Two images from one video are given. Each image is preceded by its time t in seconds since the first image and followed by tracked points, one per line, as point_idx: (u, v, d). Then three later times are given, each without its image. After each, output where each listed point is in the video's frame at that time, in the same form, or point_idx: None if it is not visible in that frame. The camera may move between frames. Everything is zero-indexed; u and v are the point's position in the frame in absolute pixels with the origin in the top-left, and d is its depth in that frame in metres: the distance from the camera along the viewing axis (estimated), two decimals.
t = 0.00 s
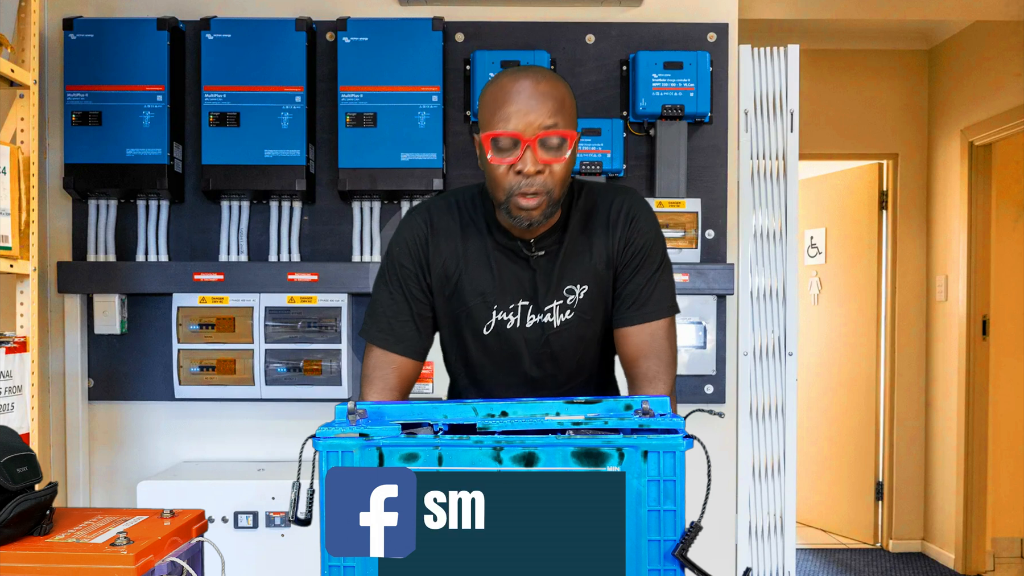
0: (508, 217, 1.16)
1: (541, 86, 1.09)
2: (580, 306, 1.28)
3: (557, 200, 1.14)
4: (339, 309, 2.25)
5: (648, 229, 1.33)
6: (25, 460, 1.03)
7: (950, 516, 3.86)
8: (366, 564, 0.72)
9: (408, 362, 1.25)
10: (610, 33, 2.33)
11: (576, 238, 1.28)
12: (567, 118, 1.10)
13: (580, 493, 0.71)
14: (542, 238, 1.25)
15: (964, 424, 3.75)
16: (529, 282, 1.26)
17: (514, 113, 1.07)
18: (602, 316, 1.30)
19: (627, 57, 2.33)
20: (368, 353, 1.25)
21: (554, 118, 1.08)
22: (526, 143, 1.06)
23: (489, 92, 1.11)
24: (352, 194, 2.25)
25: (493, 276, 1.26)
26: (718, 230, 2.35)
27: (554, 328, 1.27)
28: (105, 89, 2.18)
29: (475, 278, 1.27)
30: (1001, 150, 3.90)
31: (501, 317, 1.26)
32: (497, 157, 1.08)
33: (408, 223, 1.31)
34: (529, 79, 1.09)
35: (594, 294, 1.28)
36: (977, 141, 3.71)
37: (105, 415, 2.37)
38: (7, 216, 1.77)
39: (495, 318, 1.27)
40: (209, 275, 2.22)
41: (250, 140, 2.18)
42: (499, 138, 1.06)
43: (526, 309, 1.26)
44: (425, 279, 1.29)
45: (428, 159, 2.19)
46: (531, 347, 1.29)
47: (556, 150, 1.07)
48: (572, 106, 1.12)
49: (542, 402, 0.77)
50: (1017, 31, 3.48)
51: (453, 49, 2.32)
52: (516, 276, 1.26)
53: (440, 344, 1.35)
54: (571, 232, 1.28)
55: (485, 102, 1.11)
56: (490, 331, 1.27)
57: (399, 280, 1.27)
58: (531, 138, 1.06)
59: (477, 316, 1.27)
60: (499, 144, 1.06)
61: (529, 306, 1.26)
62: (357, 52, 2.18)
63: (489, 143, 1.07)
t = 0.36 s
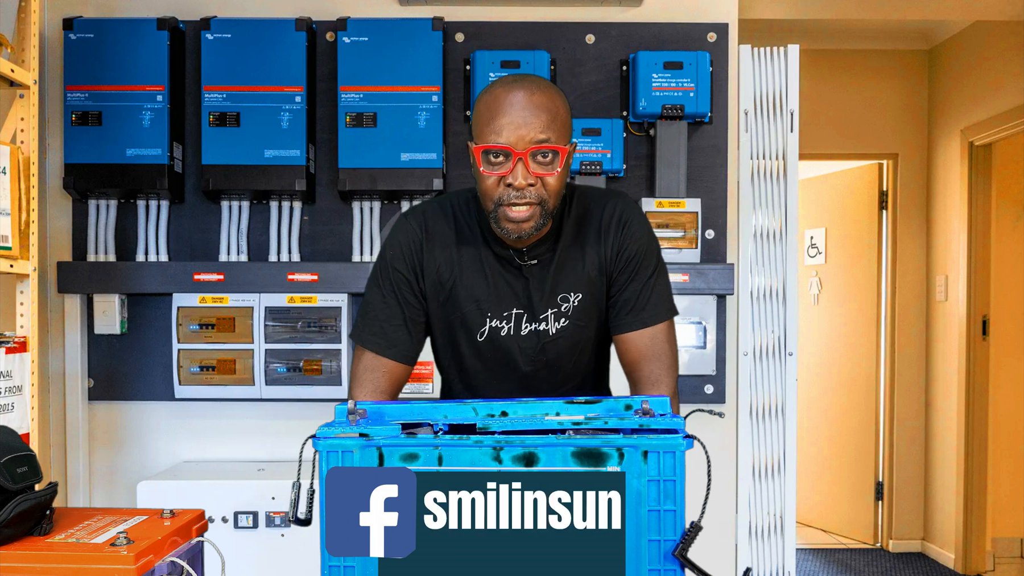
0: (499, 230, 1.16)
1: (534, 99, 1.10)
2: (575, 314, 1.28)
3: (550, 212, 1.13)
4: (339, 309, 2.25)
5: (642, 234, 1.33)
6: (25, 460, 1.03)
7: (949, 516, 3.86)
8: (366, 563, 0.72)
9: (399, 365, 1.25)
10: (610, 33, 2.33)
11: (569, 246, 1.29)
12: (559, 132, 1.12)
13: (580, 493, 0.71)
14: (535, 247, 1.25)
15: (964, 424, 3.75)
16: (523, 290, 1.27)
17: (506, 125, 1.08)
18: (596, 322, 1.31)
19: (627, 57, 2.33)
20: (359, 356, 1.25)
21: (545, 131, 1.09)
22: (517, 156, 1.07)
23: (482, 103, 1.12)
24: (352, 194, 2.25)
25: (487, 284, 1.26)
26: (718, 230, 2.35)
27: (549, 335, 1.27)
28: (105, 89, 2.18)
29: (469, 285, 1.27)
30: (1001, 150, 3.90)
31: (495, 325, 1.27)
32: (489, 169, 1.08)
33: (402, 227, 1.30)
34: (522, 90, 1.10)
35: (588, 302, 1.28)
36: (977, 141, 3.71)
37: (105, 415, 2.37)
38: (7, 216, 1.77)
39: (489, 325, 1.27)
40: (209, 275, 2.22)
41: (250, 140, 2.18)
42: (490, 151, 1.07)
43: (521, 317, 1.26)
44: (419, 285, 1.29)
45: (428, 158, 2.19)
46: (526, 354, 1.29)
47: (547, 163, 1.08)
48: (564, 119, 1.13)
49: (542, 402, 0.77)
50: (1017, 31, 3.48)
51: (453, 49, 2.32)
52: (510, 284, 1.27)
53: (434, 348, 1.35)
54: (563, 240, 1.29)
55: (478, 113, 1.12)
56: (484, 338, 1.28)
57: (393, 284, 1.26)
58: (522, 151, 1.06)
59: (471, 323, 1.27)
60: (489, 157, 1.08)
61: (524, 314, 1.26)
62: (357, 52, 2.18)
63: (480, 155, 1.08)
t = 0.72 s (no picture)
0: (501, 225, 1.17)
1: (537, 94, 1.09)
2: (575, 312, 1.28)
3: (551, 207, 1.14)
4: (339, 309, 2.25)
5: (642, 234, 1.33)
6: (25, 460, 1.03)
7: (950, 516, 3.86)
8: (366, 563, 0.72)
9: (401, 364, 1.24)
10: (610, 33, 2.33)
11: (569, 245, 1.29)
12: (561, 128, 1.11)
13: (580, 493, 0.71)
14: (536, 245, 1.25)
15: (964, 424, 3.75)
16: (524, 288, 1.27)
17: (510, 120, 1.08)
18: (596, 321, 1.31)
19: (627, 57, 2.33)
20: (362, 355, 1.25)
21: (549, 126, 1.08)
22: (521, 150, 1.07)
23: (486, 100, 1.12)
24: (352, 194, 2.25)
25: (489, 281, 1.26)
26: (718, 230, 2.35)
27: (550, 333, 1.28)
28: (105, 89, 2.18)
29: (471, 283, 1.26)
30: (1001, 150, 3.90)
31: (496, 323, 1.27)
32: (492, 163, 1.09)
33: (404, 227, 1.30)
34: (525, 87, 1.10)
35: (588, 300, 1.29)
36: (977, 141, 3.71)
37: (105, 415, 2.37)
38: (6, 216, 1.77)
39: (491, 323, 1.27)
40: (209, 275, 2.22)
41: (250, 140, 2.18)
42: (494, 145, 1.08)
43: (522, 315, 1.26)
44: (420, 283, 1.28)
45: (428, 158, 2.19)
46: (527, 352, 1.29)
47: (550, 158, 1.09)
48: (566, 115, 1.13)
49: (542, 402, 0.77)
50: (1017, 31, 3.48)
51: (453, 49, 2.32)
52: (511, 283, 1.27)
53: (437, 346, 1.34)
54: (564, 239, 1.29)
55: (482, 110, 1.12)
56: (486, 335, 1.28)
57: (396, 284, 1.27)
58: (526, 146, 1.07)
59: (473, 322, 1.27)
60: (493, 150, 1.08)
61: (525, 312, 1.27)
62: (357, 52, 2.18)
63: (484, 149, 1.08)
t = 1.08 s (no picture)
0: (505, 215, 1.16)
1: (540, 86, 1.10)
2: (576, 307, 1.28)
3: (554, 197, 1.14)
4: (339, 309, 2.25)
5: (643, 233, 1.33)
6: (25, 460, 1.03)
7: (950, 516, 3.86)
8: (366, 563, 0.72)
9: (409, 361, 1.24)
10: (610, 33, 2.33)
11: (571, 240, 1.29)
12: (564, 119, 1.12)
13: (580, 493, 0.71)
14: (538, 238, 1.25)
15: (964, 424, 3.75)
16: (526, 282, 1.27)
17: (513, 110, 1.08)
18: (596, 317, 1.31)
19: (627, 57, 2.33)
20: (370, 353, 1.24)
21: (551, 116, 1.09)
22: (524, 138, 1.08)
23: (489, 92, 1.13)
24: (352, 194, 2.25)
25: (491, 275, 1.26)
26: (718, 230, 2.35)
27: (551, 327, 1.27)
28: (105, 89, 2.18)
29: (473, 277, 1.26)
30: (1001, 150, 3.90)
31: (499, 316, 1.26)
32: (497, 151, 1.10)
33: (406, 223, 1.30)
34: (528, 78, 1.10)
35: (589, 296, 1.29)
36: (977, 141, 3.71)
37: (105, 415, 2.37)
38: (7, 216, 1.77)
39: (494, 317, 1.27)
40: (209, 275, 2.22)
41: (250, 140, 2.18)
42: (498, 133, 1.09)
43: (524, 308, 1.26)
44: (423, 277, 1.28)
45: (428, 158, 2.19)
46: (528, 346, 1.29)
47: (553, 146, 1.10)
48: (569, 107, 1.14)
49: (542, 402, 0.77)
50: (1017, 31, 3.48)
51: (453, 49, 2.32)
52: (513, 277, 1.27)
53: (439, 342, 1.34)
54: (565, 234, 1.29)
55: (485, 101, 1.12)
56: (489, 330, 1.27)
57: (400, 280, 1.27)
58: (529, 133, 1.08)
59: (475, 315, 1.27)
60: (498, 138, 1.09)
61: (527, 306, 1.26)
62: (357, 52, 2.18)
63: (489, 137, 1.09)
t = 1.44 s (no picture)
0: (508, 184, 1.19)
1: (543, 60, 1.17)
2: (577, 290, 1.28)
3: (556, 163, 1.17)
4: (339, 309, 2.25)
5: (643, 226, 1.35)
6: (25, 460, 1.03)
7: (950, 516, 3.86)
8: (366, 563, 0.72)
9: (418, 353, 1.24)
10: (610, 33, 2.33)
11: (572, 228, 1.31)
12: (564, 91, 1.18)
13: (580, 493, 0.71)
14: (540, 221, 1.28)
15: (964, 424, 3.75)
16: (528, 265, 1.27)
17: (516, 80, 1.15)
18: (597, 303, 1.30)
19: (627, 57, 2.33)
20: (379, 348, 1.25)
21: (552, 85, 1.15)
22: (528, 103, 1.13)
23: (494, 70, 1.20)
24: (352, 194, 2.25)
25: (493, 258, 1.26)
26: (718, 230, 2.35)
27: (552, 309, 1.27)
28: (105, 89, 2.18)
29: (476, 259, 1.26)
30: (1001, 150, 3.90)
31: (500, 298, 1.25)
32: (501, 117, 1.14)
33: (407, 219, 1.30)
34: (531, 54, 1.17)
35: (590, 281, 1.29)
36: (977, 141, 3.71)
37: (105, 415, 2.37)
38: (7, 216, 1.77)
39: (495, 299, 1.25)
40: (210, 275, 2.22)
41: (250, 140, 2.18)
42: (502, 99, 1.14)
43: (526, 290, 1.25)
44: (425, 263, 1.27)
45: (428, 159, 2.19)
46: (530, 329, 1.27)
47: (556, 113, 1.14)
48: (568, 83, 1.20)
49: (542, 402, 0.77)
50: (1017, 32, 3.48)
51: (453, 49, 2.32)
52: (515, 260, 1.27)
53: (439, 335, 1.30)
54: (566, 222, 1.31)
55: (490, 78, 1.19)
56: (490, 313, 1.25)
57: (402, 274, 1.27)
58: (533, 99, 1.13)
59: (476, 297, 1.25)
60: (501, 105, 1.14)
61: (529, 287, 1.26)
62: (357, 52, 2.18)
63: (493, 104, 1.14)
